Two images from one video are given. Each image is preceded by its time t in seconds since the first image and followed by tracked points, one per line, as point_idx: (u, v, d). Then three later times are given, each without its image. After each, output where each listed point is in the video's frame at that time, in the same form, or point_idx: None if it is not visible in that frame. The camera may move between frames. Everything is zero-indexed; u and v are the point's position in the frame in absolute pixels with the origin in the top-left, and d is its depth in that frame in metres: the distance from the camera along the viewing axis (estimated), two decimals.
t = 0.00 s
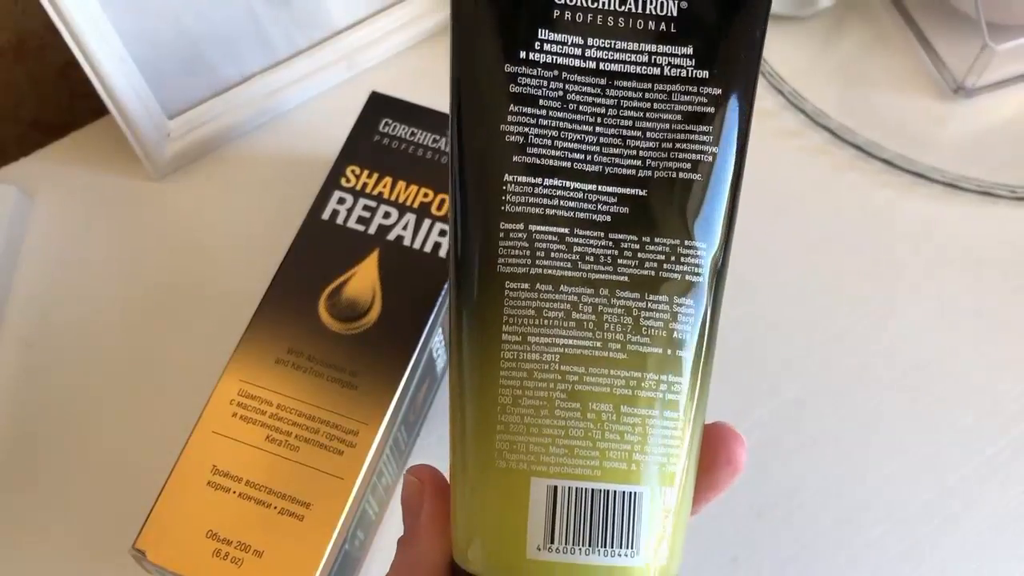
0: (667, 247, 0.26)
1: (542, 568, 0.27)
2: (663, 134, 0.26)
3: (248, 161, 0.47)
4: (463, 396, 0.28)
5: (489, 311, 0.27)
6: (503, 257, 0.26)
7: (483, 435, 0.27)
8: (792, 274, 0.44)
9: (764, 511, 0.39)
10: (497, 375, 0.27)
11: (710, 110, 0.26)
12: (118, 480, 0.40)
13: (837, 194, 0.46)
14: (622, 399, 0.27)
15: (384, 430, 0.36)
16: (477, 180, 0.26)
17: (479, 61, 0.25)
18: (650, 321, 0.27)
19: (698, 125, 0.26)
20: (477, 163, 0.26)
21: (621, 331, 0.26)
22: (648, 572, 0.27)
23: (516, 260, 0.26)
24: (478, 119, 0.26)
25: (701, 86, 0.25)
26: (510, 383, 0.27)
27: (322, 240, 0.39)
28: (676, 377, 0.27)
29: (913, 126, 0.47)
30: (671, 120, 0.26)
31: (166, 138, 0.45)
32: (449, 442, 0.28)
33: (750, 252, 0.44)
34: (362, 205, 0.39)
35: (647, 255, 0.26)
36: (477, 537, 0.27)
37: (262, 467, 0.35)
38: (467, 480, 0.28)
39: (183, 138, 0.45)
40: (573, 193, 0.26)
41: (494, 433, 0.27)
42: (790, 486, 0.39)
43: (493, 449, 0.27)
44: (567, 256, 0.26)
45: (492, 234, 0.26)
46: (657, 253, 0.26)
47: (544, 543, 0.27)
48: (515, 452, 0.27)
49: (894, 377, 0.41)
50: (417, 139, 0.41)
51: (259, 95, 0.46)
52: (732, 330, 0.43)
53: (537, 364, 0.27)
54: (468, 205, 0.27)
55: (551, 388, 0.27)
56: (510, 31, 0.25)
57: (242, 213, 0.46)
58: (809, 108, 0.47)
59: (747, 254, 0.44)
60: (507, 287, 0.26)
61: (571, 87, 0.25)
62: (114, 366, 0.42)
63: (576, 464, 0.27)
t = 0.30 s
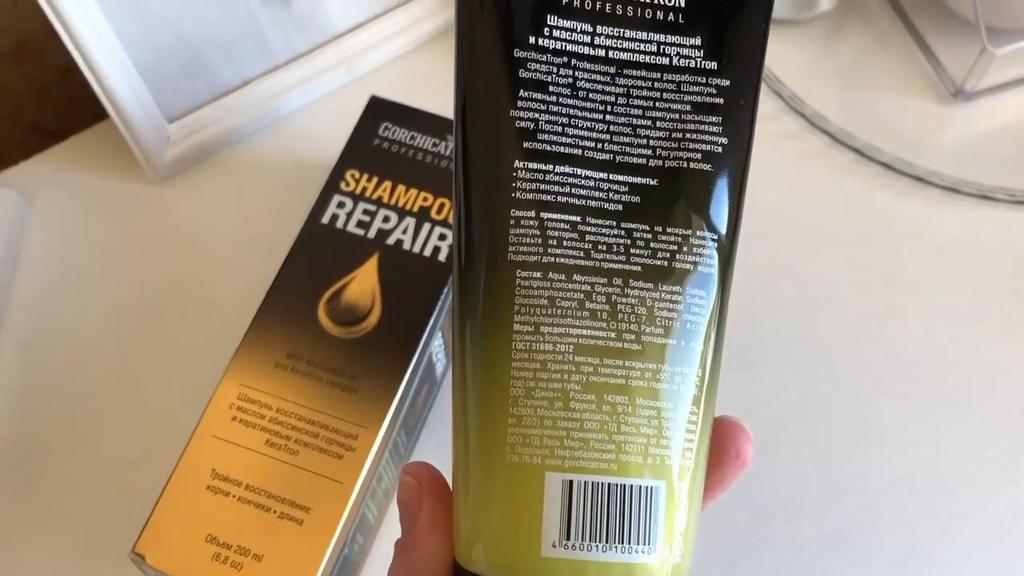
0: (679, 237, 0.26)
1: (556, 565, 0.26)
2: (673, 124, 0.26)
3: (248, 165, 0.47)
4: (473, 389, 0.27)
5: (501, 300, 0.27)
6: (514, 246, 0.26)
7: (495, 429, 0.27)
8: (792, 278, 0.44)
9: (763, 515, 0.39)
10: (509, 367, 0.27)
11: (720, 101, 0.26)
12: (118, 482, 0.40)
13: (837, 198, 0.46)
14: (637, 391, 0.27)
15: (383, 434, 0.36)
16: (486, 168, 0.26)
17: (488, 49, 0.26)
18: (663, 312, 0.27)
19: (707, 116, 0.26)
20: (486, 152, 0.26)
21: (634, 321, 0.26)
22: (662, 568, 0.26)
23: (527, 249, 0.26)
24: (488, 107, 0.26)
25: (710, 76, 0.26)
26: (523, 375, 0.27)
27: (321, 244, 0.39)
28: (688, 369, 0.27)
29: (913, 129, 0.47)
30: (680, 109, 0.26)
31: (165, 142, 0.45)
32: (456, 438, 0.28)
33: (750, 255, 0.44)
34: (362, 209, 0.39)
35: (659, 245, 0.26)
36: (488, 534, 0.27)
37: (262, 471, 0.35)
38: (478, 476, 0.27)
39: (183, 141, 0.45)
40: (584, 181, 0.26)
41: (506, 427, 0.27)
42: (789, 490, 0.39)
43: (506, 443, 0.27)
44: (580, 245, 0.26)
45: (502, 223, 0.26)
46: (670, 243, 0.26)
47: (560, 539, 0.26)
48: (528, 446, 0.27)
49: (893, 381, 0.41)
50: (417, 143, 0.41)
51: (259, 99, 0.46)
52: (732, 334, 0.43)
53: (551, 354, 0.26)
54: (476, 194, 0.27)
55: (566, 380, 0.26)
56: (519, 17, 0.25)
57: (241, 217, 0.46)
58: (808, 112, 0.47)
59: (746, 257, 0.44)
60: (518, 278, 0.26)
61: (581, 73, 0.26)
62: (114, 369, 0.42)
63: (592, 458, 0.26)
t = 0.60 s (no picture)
0: (675, 247, 0.26)
1: None
2: (669, 129, 0.26)
3: (248, 170, 0.47)
4: (462, 402, 0.28)
5: (490, 313, 0.27)
6: (504, 258, 0.26)
7: (483, 443, 0.27)
8: (791, 284, 0.44)
9: (762, 520, 0.39)
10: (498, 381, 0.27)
11: (719, 104, 0.26)
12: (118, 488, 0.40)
13: (835, 203, 0.46)
14: (627, 405, 0.27)
15: (383, 440, 0.36)
16: (478, 177, 0.26)
17: (479, 55, 0.25)
18: (656, 324, 0.27)
19: (705, 119, 0.26)
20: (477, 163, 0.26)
21: (626, 334, 0.27)
22: None
23: (517, 262, 0.26)
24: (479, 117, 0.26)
25: (708, 78, 0.26)
26: (511, 389, 0.27)
27: (321, 250, 0.39)
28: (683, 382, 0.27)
29: (911, 134, 0.47)
30: (676, 113, 0.26)
31: (165, 147, 0.45)
32: (448, 451, 0.28)
33: (749, 260, 0.44)
34: (361, 215, 0.39)
35: (653, 255, 0.26)
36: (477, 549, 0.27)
37: (262, 478, 0.35)
38: (467, 491, 0.28)
39: (182, 147, 0.45)
40: (577, 190, 0.26)
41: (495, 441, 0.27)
42: (790, 496, 0.39)
43: (494, 457, 0.27)
44: (571, 256, 0.26)
45: (493, 234, 0.26)
46: (665, 252, 0.26)
47: (547, 556, 0.26)
48: (516, 461, 0.27)
49: (893, 385, 0.41)
50: (416, 149, 0.41)
51: (258, 104, 0.46)
52: (731, 339, 0.43)
53: (540, 369, 0.27)
54: (468, 205, 0.27)
55: (554, 394, 0.27)
56: (512, 21, 0.25)
57: (240, 223, 0.46)
58: (806, 117, 0.47)
59: (745, 262, 0.44)
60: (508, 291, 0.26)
61: (574, 78, 0.25)
62: (113, 375, 0.42)
63: (580, 473, 0.27)
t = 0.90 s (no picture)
0: (664, 261, 0.26)
1: None
2: (660, 142, 0.26)
3: (248, 174, 0.47)
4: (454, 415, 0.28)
5: (479, 329, 0.27)
6: (492, 274, 0.27)
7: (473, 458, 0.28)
8: (789, 287, 0.44)
9: (761, 523, 0.39)
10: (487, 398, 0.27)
11: (710, 116, 0.25)
12: (118, 492, 0.40)
13: (834, 207, 0.46)
14: (614, 421, 0.27)
15: (383, 443, 0.36)
16: (467, 192, 0.26)
17: (468, 69, 0.25)
18: (644, 339, 0.27)
19: (699, 131, 0.26)
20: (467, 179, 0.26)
21: (614, 350, 0.27)
22: None
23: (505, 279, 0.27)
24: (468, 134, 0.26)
25: (701, 90, 0.25)
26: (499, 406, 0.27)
27: (321, 254, 0.39)
28: (672, 397, 0.27)
29: (909, 138, 0.47)
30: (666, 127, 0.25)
31: (165, 151, 0.45)
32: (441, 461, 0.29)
33: (747, 264, 0.44)
34: (361, 219, 0.39)
35: (642, 270, 0.26)
36: (471, 559, 0.28)
37: (262, 481, 0.35)
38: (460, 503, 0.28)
39: (183, 151, 0.45)
40: (566, 207, 0.26)
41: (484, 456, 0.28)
42: (788, 499, 0.39)
43: (483, 472, 0.28)
44: (559, 272, 0.26)
45: (482, 250, 0.27)
46: (654, 266, 0.26)
47: (534, 568, 0.27)
48: (504, 476, 0.28)
49: (892, 388, 0.41)
50: (416, 153, 0.41)
51: (259, 108, 0.46)
52: (730, 342, 0.43)
53: (528, 385, 0.27)
54: (458, 221, 0.27)
55: (541, 411, 0.27)
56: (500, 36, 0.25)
57: (240, 226, 0.46)
58: (805, 120, 0.48)
59: (744, 265, 0.44)
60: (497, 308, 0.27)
61: (564, 93, 0.25)
62: (113, 378, 0.43)
63: (566, 489, 0.27)
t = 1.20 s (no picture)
0: (649, 279, 0.26)
1: None
2: (645, 159, 0.25)
3: (247, 175, 0.47)
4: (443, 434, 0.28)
5: (465, 351, 0.27)
6: (478, 295, 0.27)
7: (459, 479, 0.28)
8: (790, 289, 0.44)
9: (761, 526, 0.39)
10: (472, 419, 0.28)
11: (696, 131, 0.25)
12: (115, 494, 0.40)
13: (834, 208, 0.46)
14: (599, 442, 0.27)
15: (382, 445, 0.36)
16: (453, 212, 0.26)
17: (455, 86, 0.26)
18: (630, 359, 0.27)
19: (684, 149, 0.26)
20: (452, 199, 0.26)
21: (598, 370, 0.27)
22: None
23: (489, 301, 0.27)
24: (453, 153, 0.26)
25: (687, 106, 0.25)
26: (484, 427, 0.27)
27: (321, 255, 0.39)
28: (659, 417, 0.27)
29: (909, 139, 0.47)
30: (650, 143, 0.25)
31: (164, 152, 0.45)
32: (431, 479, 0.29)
33: (747, 266, 0.44)
34: (360, 220, 0.39)
35: (628, 287, 0.26)
36: None
37: (261, 483, 0.35)
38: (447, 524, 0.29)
39: (181, 152, 0.45)
40: (552, 225, 0.26)
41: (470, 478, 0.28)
42: (788, 500, 0.39)
43: (470, 493, 0.28)
44: (543, 292, 0.26)
45: (467, 271, 0.27)
46: (640, 284, 0.26)
47: None
48: (490, 497, 0.28)
49: (893, 390, 0.41)
50: (415, 154, 0.41)
51: (257, 109, 0.46)
52: (730, 343, 0.43)
53: (512, 407, 0.27)
54: (443, 242, 0.27)
55: (526, 431, 0.27)
56: (484, 54, 0.25)
57: (239, 228, 0.46)
58: (805, 121, 0.48)
59: (743, 266, 0.44)
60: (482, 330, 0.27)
61: (548, 111, 0.25)
62: (111, 379, 0.42)
63: (552, 510, 0.27)
